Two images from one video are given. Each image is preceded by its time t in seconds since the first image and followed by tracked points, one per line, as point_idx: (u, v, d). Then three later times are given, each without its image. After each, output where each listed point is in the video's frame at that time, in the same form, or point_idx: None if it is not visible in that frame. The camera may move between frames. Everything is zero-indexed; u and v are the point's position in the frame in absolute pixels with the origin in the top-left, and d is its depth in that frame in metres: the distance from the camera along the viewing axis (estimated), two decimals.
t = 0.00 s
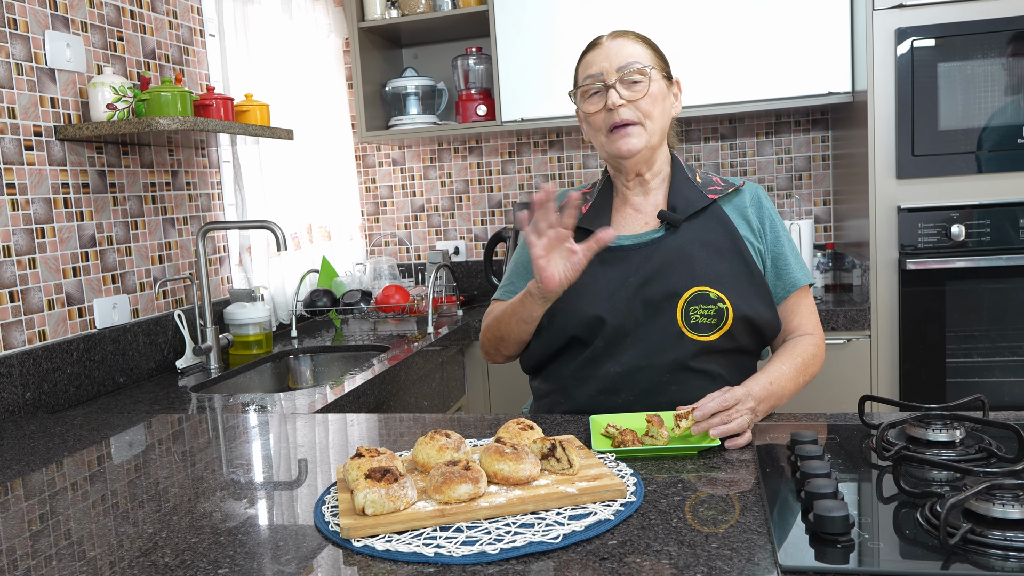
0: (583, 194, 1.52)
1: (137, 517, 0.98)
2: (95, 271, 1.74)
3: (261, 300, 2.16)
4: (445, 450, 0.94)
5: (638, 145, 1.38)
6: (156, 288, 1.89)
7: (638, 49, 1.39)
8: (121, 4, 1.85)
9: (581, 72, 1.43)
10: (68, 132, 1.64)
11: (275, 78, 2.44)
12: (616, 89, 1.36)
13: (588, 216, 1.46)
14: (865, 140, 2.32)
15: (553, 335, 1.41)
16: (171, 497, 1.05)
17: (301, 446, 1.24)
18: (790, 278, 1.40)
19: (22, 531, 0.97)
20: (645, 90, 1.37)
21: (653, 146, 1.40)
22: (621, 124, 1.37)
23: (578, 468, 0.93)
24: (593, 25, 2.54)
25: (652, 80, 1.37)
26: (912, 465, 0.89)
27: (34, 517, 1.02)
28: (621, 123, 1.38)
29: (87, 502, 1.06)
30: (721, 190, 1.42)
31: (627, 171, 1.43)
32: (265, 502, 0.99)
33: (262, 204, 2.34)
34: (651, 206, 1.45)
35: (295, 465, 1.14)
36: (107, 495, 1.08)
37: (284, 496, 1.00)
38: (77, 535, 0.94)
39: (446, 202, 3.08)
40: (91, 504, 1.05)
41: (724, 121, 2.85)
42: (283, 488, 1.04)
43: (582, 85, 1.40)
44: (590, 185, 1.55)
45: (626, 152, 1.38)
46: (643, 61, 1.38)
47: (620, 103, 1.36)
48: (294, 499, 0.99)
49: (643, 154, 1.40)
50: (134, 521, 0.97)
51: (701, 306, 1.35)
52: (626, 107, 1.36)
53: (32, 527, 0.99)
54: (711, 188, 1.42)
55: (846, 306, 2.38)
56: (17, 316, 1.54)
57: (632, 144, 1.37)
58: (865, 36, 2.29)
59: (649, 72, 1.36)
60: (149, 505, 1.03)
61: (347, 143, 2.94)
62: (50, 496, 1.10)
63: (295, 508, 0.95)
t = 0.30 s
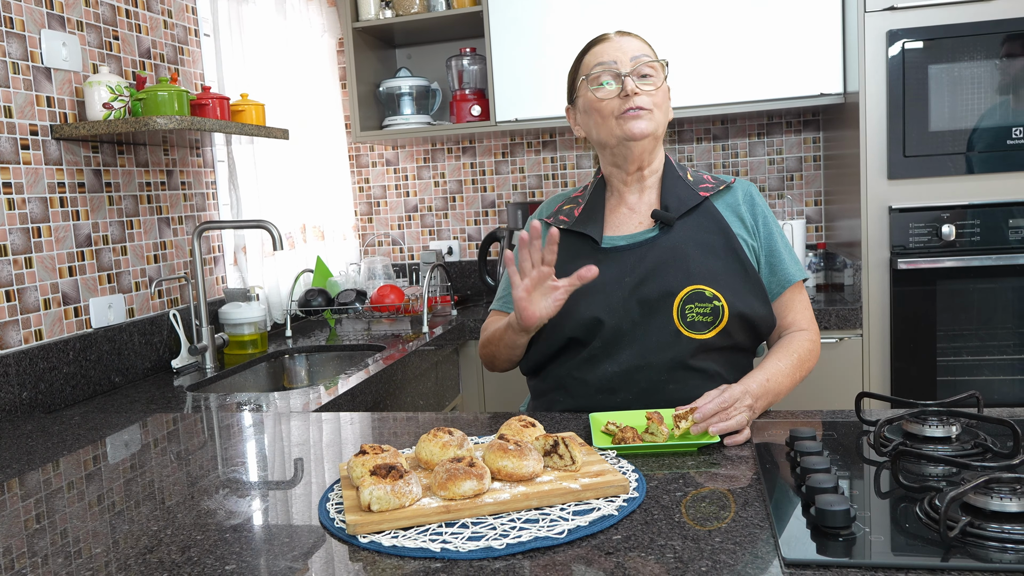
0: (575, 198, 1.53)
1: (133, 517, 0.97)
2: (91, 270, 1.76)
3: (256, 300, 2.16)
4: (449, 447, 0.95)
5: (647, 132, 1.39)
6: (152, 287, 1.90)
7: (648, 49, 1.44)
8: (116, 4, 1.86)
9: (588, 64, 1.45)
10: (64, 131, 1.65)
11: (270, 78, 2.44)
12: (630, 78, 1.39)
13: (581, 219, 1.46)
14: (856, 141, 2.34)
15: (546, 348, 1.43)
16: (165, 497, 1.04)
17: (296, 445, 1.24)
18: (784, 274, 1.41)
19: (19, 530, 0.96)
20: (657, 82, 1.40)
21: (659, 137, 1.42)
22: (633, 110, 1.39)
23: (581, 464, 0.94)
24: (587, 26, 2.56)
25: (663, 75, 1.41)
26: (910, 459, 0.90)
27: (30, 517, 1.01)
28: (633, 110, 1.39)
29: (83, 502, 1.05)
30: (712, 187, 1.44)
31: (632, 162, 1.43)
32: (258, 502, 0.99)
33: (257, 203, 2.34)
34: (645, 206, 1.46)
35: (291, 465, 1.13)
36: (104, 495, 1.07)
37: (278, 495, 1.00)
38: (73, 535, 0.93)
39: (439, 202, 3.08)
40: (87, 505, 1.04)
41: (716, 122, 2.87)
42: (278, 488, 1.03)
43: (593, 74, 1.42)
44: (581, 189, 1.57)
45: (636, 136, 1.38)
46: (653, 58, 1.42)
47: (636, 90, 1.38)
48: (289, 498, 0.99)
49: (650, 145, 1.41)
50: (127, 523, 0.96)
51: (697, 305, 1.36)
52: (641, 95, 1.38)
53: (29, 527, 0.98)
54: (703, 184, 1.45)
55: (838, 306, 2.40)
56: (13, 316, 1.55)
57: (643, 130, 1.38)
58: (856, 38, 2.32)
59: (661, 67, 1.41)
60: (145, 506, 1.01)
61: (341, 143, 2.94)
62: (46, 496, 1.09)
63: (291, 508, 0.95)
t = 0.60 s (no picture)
0: (573, 200, 1.53)
1: (129, 519, 0.97)
2: (86, 271, 1.76)
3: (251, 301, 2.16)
4: (449, 448, 0.95)
5: (637, 133, 1.40)
6: (146, 288, 1.91)
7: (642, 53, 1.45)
8: (111, 4, 1.86)
9: (580, 66, 1.46)
10: (60, 132, 1.65)
11: (264, 78, 2.44)
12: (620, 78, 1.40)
13: (579, 220, 1.46)
14: (849, 143, 2.36)
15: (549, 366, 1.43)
16: (161, 499, 1.04)
17: (291, 447, 1.23)
18: (778, 277, 1.41)
19: (15, 532, 0.96)
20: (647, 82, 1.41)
21: (650, 138, 1.42)
22: (623, 110, 1.40)
23: (581, 465, 0.94)
24: (581, 28, 2.57)
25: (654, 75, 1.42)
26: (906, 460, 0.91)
27: (25, 518, 1.01)
28: (623, 109, 1.40)
29: (79, 504, 1.05)
30: (708, 190, 1.44)
31: (624, 162, 1.44)
32: (253, 504, 0.98)
33: (251, 204, 2.34)
34: (641, 207, 1.47)
35: (286, 466, 1.13)
36: (99, 497, 1.07)
37: (273, 497, 1.00)
38: (68, 536, 0.93)
39: (433, 203, 3.08)
40: (83, 506, 1.04)
41: (709, 124, 2.89)
42: (273, 490, 1.03)
43: (584, 75, 1.43)
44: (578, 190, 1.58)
45: (626, 136, 1.39)
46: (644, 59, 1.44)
47: (625, 89, 1.39)
48: (282, 501, 0.98)
49: (641, 144, 1.42)
50: (123, 524, 0.95)
51: (693, 306, 1.37)
52: (630, 95, 1.39)
53: (25, 528, 0.97)
54: (698, 188, 1.45)
55: (831, 307, 2.42)
56: (8, 317, 1.55)
57: (632, 131, 1.39)
58: (849, 41, 2.33)
59: (651, 67, 1.41)
60: (141, 507, 1.01)
61: (335, 145, 2.95)
62: (42, 497, 1.09)
63: (288, 510, 0.95)
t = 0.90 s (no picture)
0: (570, 197, 1.53)
1: (126, 521, 0.97)
2: (82, 273, 1.76)
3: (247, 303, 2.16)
4: (448, 450, 0.96)
5: (620, 121, 1.40)
6: (143, 289, 1.90)
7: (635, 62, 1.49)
8: (107, 5, 1.86)
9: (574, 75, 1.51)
10: (56, 133, 1.65)
11: (261, 80, 2.44)
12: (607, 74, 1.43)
13: (577, 211, 1.46)
14: (844, 146, 2.37)
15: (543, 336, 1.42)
16: (158, 501, 1.03)
17: (287, 449, 1.23)
18: (766, 267, 1.41)
19: (10, 535, 0.96)
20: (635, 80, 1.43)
21: (635, 129, 1.42)
22: (607, 100, 1.41)
23: (580, 467, 0.95)
24: (578, 31, 2.57)
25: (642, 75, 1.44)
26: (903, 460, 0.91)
27: (21, 521, 1.00)
28: (608, 101, 1.42)
29: (75, 507, 1.04)
30: (701, 186, 1.45)
31: (611, 153, 1.43)
32: (250, 507, 0.98)
33: (248, 206, 2.34)
34: (636, 204, 1.47)
35: (282, 469, 1.13)
36: (94, 500, 1.06)
37: (270, 499, 1.00)
38: (64, 539, 0.92)
39: (429, 205, 3.08)
40: (78, 509, 1.03)
41: (705, 127, 2.89)
42: (270, 492, 1.03)
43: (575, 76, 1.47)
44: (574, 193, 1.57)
45: (609, 123, 1.40)
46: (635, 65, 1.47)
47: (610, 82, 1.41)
48: (279, 503, 0.98)
49: (627, 135, 1.42)
50: (120, 527, 0.95)
51: (687, 297, 1.38)
52: (615, 87, 1.41)
53: (20, 531, 0.97)
54: (691, 184, 1.46)
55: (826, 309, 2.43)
56: (5, 318, 1.55)
57: (616, 119, 1.40)
58: (844, 45, 2.34)
59: (640, 68, 1.44)
60: (138, 510, 1.01)
61: (331, 147, 2.94)
62: (37, 500, 1.08)
63: (286, 512, 0.95)
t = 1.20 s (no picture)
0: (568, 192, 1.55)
1: (123, 521, 0.96)
2: (77, 273, 1.76)
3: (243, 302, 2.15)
4: (445, 448, 0.96)
5: (596, 144, 1.40)
6: (138, 289, 1.90)
7: (617, 57, 1.41)
8: (102, 4, 1.86)
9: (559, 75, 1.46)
10: (51, 132, 1.65)
11: (256, 80, 2.43)
12: (581, 91, 1.38)
13: (575, 207, 1.48)
14: (840, 145, 2.38)
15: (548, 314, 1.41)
16: (154, 501, 1.03)
17: (283, 448, 1.23)
18: (757, 263, 1.43)
19: (6, 535, 0.95)
20: (609, 94, 1.37)
21: (613, 146, 1.41)
22: (582, 123, 1.39)
23: (577, 465, 0.95)
24: (574, 30, 2.57)
25: (618, 86, 1.37)
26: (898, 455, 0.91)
27: (17, 521, 1.00)
28: (582, 122, 1.39)
29: (71, 507, 1.04)
30: (699, 186, 1.45)
31: (593, 168, 1.45)
32: (246, 506, 0.98)
33: (244, 205, 2.34)
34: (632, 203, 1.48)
35: (279, 468, 1.13)
36: (90, 499, 1.06)
37: (267, 498, 1.00)
38: (60, 539, 0.92)
39: (425, 205, 3.08)
40: (74, 508, 1.03)
41: (701, 126, 2.90)
42: (266, 491, 1.03)
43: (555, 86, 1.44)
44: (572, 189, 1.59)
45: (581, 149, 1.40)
46: (614, 69, 1.39)
47: (582, 103, 1.37)
48: (276, 502, 0.98)
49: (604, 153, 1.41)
50: (116, 526, 0.95)
51: (683, 293, 1.39)
52: (588, 108, 1.38)
53: (16, 531, 0.97)
54: (689, 183, 1.46)
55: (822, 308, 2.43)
56: None
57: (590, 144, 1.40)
58: (840, 44, 2.35)
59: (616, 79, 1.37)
60: (134, 510, 1.00)
61: (327, 146, 2.94)
62: (33, 500, 1.08)
63: (284, 510, 0.95)
